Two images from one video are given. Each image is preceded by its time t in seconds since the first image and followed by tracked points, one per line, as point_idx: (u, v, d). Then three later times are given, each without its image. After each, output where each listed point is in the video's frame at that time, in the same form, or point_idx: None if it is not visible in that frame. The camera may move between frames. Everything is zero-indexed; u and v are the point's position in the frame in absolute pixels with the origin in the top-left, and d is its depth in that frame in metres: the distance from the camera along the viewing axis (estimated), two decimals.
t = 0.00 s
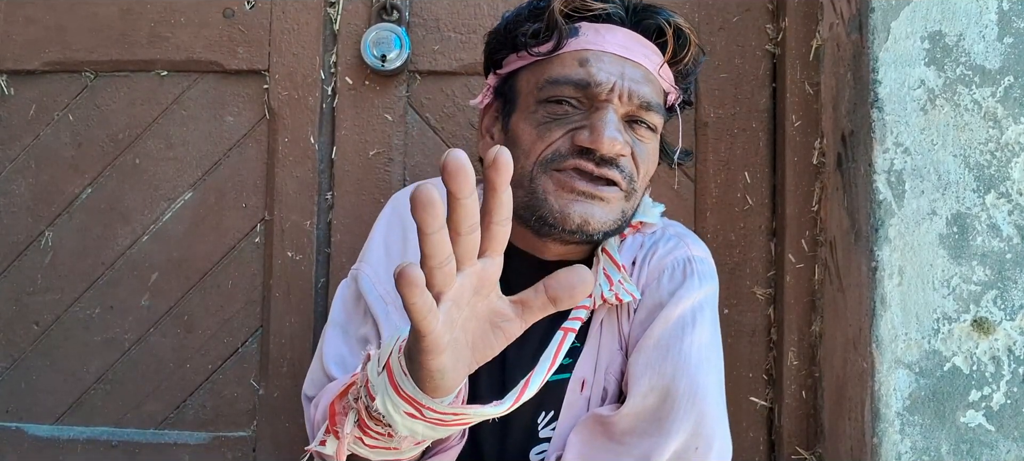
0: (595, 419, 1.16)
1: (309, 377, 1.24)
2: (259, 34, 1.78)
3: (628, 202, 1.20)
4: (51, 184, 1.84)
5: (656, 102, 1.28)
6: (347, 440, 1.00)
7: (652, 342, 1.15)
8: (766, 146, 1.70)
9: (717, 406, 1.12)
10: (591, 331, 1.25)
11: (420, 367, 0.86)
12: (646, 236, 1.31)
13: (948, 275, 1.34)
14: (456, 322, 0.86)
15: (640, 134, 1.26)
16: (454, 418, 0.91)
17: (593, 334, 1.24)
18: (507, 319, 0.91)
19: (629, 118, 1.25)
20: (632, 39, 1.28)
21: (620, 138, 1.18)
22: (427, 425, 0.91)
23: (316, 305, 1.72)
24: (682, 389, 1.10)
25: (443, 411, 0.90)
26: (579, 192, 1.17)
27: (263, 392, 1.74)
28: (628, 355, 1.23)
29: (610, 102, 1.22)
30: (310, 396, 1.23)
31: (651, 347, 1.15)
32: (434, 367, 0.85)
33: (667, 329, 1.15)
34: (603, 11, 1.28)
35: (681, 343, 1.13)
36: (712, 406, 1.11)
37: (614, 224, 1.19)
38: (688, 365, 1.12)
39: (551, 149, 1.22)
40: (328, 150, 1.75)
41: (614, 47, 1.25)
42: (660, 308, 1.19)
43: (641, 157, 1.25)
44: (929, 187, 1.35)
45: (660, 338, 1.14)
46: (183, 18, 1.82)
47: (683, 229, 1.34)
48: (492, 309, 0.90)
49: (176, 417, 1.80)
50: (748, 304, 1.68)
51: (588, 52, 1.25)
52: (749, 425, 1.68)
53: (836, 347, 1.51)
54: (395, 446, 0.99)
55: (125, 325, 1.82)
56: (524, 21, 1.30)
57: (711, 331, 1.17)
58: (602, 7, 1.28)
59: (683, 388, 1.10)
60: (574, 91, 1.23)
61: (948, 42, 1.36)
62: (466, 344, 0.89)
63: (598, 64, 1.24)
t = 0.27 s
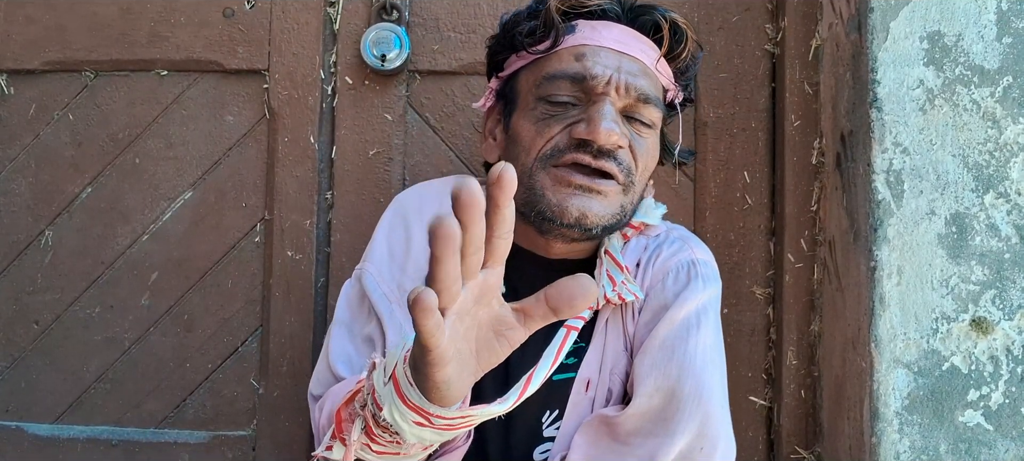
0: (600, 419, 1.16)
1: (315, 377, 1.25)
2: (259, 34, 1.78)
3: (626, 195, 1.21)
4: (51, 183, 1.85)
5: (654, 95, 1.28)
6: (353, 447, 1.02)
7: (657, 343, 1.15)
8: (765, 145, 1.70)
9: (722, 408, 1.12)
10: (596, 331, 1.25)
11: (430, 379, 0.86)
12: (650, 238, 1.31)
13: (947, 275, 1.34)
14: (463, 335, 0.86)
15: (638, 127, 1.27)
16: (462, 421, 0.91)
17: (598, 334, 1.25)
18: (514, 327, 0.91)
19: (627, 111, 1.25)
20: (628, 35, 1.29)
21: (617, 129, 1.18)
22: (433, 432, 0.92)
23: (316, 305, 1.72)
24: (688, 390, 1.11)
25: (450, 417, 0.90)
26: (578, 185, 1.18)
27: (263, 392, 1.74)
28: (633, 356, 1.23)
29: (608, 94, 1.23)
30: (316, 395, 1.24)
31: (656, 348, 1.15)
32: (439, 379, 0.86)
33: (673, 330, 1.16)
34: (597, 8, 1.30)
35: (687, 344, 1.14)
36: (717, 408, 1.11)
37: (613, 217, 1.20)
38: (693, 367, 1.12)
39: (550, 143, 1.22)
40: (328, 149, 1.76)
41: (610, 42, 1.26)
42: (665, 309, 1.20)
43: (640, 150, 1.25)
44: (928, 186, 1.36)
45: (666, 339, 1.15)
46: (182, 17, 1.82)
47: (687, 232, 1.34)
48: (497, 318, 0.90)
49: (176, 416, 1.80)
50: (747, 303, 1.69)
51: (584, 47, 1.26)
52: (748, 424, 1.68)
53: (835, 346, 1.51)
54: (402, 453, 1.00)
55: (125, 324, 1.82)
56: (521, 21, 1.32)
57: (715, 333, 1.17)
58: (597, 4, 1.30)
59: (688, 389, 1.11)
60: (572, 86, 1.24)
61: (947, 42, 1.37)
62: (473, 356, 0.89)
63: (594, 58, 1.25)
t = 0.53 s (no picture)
0: (606, 425, 1.16)
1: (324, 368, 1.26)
2: (259, 33, 1.78)
3: (621, 203, 1.22)
4: (51, 183, 1.85)
5: (650, 99, 1.28)
6: (376, 433, 1.02)
7: (666, 351, 1.15)
8: (765, 145, 1.70)
9: (728, 418, 1.13)
10: (602, 334, 1.25)
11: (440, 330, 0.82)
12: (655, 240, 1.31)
13: (947, 274, 1.35)
14: (466, 286, 0.80)
15: (634, 133, 1.27)
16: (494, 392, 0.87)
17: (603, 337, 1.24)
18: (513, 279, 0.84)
19: (623, 117, 1.25)
20: (623, 37, 1.28)
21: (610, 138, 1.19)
22: (463, 406, 0.88)
23: (316, 304, 1.72)
24: (697, 400, 1.11)
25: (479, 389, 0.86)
26: (572, 198, 1.18)
27: (263, 391, 1.74)
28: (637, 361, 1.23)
29: (602, 101, 1.23)
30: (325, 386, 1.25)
31: (665, 356, 1.15)
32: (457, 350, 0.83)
33: (681, 338, 1.15)
34: (592, 10, 1.29)
35: (696, 354, 1.14)
36: (724, 418, 1.12)
37: (607, 229, 1.21)
38: (702, 377, 1.12)
39: (546, 151, 1.24)
40: (328, 149, 1.76)
41: (604, 46, 1.26)
42: (674, 316, 1.20)
43: (635, 157, 1.25)
44: (928, 186, 1.36)
45: (675, 347, 1.15)
46: (182, 16, 1.82)
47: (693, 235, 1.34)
48: (495, 264, 0.84)
49: (176, 416, 1.80)
50: (747, 303, 1.69)
51: (578, 53, 1.26)
52: (748, 424, 1.68)
53: (835, 346, 1.51)
54: (427, 434, 1.02)
55: (125, 323, 1.82)
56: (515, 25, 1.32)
57: (722, 342, 1.18)
58: (591, 6, 1.29)
59: (698, 400, 1.11)
60: (566, 93, 1.25)
61: (947, 42, 1.37)
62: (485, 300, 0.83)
63: (588, 65, 1.25)
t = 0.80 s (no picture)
0: (600, 421, 1.17)
1: (313, 372, 1.23)
2: (258, 33, 1.78)
3: (625, 209, 1.21)
4: (51, 182, 1.85)
5: (656, 105, 1.28)
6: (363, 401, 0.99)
7: (659, 349, 1.15)
8: (765, 145, 1.70)
9: (723, 415, 1.14)
10: (597, 332, 1.25)
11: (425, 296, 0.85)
12: (653, 239, 1.31)
13: (946, 273, 1.35)
14: (455, 243, 0.83)
15: (638, 138, 1.27)
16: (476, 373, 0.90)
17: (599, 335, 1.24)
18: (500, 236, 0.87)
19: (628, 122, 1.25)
20: (631, 42, 1.27)
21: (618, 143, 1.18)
22: (444, 371, 0.89)
23: (315, 303, 1.72)
24: (690, 399, 1.12)
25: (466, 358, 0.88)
26: (577, 201, 1.18)
27: (263, 390, 1.74)
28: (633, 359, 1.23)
29: (608, 106, 1.23)
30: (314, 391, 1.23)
31: (659, 353, 1.15)
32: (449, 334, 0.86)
33: (676, 336, 1.16)
34: (600, 13, 1.29)
35: (689, 351, 1.14)
36: (718, 415, 1.13)
37: (610, 231, 1.21)
38: (695, 374, 1.13)
39: (550, 154, 1.23)
40: (328, 148, 1.76)
41: (612, 51, 1.25)
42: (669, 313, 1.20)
43: (639, 162, 1.25)
44: (927, 185, 1.36)
45: (669, 345, 1.15)
46: (182, 16, 1.82)
47: (692, 234, 1.34)
48: (483, 229, 0.87)
49: (176, 415, 1.80)
50: (747, 302, 1.69)
51: (586, 57, 1.25)
52: (747, 423, 1.68)
53: (835, 345, 1.51)
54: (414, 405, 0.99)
55: (124, 323, 1.82)
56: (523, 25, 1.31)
57: (718, 339, 1.17)
58: (600, 9, 1.29)
59: (690, 397, 1.12)
60: (571, 97, 1.24)
61: (947, 42, 1.37)
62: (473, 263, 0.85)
63: (595, 69, 1.24)
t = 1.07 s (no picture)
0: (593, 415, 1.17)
1: (316, 371, 1.27)
2: (258, 32, 1.78)
3: (614, 198, 1.23)
4: (50, 181, 1.85)
5: (640, 95, 1.29)
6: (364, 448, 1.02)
7: (649, 340, 1.16)
8: (765, 144, 1.70)
9: (715, 404, 1.13)
10: (589, 326, 1.25)
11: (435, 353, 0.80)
12: (644, 234, 1.30)
13: (946, 273, 1.35)
14: (478, 365, 0.79)
15: (625, 128, 1.27)
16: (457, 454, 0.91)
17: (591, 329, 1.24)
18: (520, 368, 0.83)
19: (613, 113, 1.26)
20: (613, 35, 1.28)
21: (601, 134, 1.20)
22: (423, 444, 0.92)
23: (315, 303, 1.72)
24: (680, 388, 1.11)
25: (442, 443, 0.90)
26: (565, 191, 1.20)
27: (263, 389, 1.74)
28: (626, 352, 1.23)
29: (593, 98, 1.24)
30: (317, 390, 1.27)
31: (649, 344, 1.16)
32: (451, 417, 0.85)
33: (664, 326, 1.16)
34: (581, 10, 1.29)
35: (678, 341, 1.14)
36: (710, 404, 1.12)
37: (601, 220, 1.22)
38: (685, 363, 1.12)
39: (537, 148, 1.24)
40: (328, 147, 1.75)
41: (594, 44, 1.26)
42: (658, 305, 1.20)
43: (627, 152, 1.26)
44: (927, 185, 1.36)
45: (659, 336, 1.15)
46: (182, 15, 1.82)
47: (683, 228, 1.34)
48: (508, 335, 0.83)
49: (175, 415, 1.80)
50: (747, 301, 1.69)
51: (568, 52, 1.26)
52: (747, 423, 1.68)
53: (835, 344, 1.51)
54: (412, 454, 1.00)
55: (124, 322, 1.82)
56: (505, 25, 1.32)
57: (708, 329, 1.17)
58: (580, 7, 1.29)
59: (680, 386, 1.11)
60: (557, 91, 1.26)
61: (947, 40, 1.37)
62: (488, 400, 0.85)
63: (579, 62, 1.25)
